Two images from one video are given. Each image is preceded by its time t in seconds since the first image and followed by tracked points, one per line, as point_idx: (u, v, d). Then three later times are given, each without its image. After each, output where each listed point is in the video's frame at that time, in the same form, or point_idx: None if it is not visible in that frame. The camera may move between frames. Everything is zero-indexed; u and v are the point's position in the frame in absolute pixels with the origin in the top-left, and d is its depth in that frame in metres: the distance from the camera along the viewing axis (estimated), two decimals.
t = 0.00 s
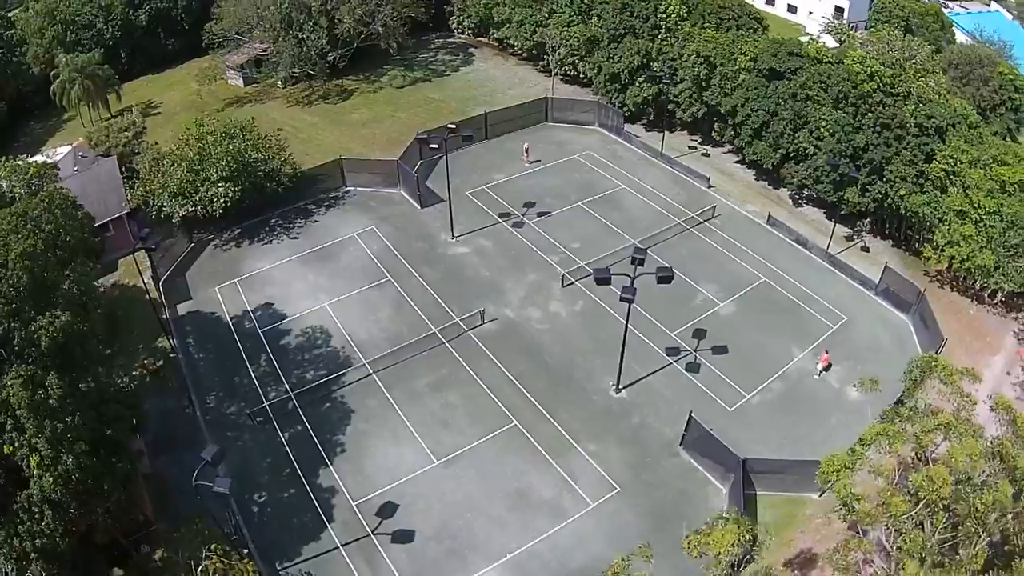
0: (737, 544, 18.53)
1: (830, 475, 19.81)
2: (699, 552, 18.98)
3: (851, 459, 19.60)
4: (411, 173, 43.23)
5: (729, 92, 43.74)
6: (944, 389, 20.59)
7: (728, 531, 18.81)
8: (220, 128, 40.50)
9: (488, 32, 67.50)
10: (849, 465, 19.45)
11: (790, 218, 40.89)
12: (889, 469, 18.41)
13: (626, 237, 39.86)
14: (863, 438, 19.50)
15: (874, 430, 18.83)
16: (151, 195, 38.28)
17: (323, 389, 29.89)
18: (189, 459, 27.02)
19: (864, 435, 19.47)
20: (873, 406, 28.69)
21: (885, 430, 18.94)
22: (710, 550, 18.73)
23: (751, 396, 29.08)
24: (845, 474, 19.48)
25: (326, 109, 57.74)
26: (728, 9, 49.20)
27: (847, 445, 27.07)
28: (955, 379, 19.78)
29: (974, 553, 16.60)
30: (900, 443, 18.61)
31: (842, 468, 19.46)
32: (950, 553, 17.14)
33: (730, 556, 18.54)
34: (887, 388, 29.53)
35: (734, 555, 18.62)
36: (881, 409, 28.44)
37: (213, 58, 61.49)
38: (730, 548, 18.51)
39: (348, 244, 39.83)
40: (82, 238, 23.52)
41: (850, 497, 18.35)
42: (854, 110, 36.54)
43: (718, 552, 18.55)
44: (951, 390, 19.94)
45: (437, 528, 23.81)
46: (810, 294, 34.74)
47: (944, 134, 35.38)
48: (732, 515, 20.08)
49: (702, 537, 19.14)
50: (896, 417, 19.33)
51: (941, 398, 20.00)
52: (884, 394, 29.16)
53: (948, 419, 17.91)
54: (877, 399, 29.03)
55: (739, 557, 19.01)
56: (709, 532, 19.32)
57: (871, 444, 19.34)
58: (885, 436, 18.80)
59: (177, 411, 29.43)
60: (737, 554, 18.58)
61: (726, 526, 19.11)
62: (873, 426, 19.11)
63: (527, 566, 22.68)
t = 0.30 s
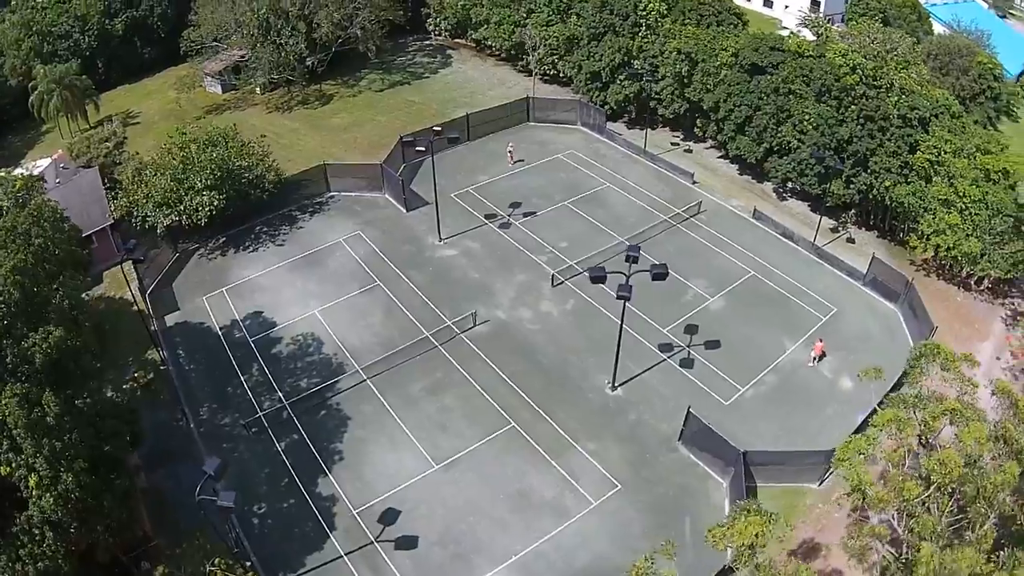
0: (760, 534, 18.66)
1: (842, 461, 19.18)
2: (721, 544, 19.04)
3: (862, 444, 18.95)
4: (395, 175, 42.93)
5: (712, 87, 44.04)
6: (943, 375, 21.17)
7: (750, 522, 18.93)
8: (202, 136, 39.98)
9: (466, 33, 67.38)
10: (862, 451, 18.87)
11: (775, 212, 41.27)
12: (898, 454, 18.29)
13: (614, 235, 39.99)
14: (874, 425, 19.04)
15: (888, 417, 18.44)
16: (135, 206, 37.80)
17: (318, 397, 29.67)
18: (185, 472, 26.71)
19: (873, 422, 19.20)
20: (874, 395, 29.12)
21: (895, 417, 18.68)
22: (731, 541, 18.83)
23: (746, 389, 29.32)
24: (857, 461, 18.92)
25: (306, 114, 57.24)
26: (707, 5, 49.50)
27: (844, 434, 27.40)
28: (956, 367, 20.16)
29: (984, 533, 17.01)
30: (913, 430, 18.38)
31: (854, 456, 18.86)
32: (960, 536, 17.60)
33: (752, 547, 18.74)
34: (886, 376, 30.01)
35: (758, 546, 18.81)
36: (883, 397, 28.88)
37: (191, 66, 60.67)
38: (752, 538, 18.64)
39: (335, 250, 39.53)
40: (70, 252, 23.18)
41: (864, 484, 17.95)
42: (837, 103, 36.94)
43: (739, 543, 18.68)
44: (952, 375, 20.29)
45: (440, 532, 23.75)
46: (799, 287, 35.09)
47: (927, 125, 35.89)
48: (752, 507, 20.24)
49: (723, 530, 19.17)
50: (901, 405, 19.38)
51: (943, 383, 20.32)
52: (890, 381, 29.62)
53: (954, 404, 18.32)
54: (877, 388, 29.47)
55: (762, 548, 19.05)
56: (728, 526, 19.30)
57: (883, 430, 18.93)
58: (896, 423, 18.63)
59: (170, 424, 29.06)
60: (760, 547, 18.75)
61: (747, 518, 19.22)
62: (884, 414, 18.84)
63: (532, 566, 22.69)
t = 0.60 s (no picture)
0: (780, 520, 18.86)
1: (852, 446, 19.62)
2: (743, 531, 19.35)
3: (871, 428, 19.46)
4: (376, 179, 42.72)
5: (689, 82, 44.40)
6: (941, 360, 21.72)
7: (771, 509, 19.11)
8: (181, 144, 39.46)
9: (439, 34, 67.21)
10: (871, 435, 19.33)
11: (756, 204, 41.73)
12: (903, 437, 18.72)
13: (598, 232, 40.16)
14: (880, 410, 19.54)
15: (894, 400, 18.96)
16: (116, 218, 37.17)
17: (311, 405, 29.45)
18: (180, 486, 26.41)
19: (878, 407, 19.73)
20: (864, 381, 29.58)
21: (900, 401, 19.22)
22: (753, 530, 19.02)
23: (738, 380, 29.64)
24: (865, 445, 19.36)
25: (282, 120, 56.70)
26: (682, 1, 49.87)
27: (839, 422, 27.80)
28: (955, 351, 20.69)
29: (990, 509, 17.10)
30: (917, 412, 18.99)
31: (862, 440, 19.34)
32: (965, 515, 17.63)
33: (773, 533, 18.83)
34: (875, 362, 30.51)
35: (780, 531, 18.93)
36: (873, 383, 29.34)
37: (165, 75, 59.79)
38: (774, 523, 18.82)
39: (319, 256, 39.24)
40: (57, 266, 22.83)
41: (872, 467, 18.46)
42: (815, 95, 37.43)
43: (760, 530, 18.85)
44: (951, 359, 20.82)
45: (443, 535, 23.75)
46: (784, 277, 35.53)
47: (907, 113, 36.51)
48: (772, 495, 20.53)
49: (745, 517, 19.47)
50: (901, 389, 20.03)
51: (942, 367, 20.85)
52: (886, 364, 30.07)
53: (954, 387, 18.90)
54: (867, 374, 29.93)
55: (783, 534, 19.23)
56: (748, 513, 19.67)
57: (889, 414, 19.41)
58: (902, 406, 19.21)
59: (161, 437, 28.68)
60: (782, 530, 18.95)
61: (767, 505, 19.42)
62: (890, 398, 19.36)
63: (537, 566, 22.77)
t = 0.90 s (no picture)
0: (799, 505, 18.74)
1: (861, 432, 19.86)
2: (763, 519, 19.13)
3: (882, 415, 19.75)
4: (360, 183, 42.47)
5: (670, 78, 44.76)
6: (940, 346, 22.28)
7: (789, 496, 18.98)
8: (162, 153, 38.98)
9: (416, 37, 67.05)
10: (880, 420, 19.73)
11: (740, 197, 42.12)
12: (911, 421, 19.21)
13: (585, 230, 40.32)
14: (886, 395, 20.04)
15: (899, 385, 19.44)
16: (100, 228, 36.61)
17: (306, 412, 29.28)
18: (178, 498, 26.14)
19: (884, 393, 20.15)
20: (856, 369, 30.01)
21: (905, 386, 19.70)
22: (773, 516, 18.82)
23: (731, 372, 29.93)
24: (874, 430, 19.67)
25: (262, 126, 56.18)
26: None
27: (832, 410, 28.17)
28: (953, 337, 21.29)
29: (994, 486, 17.21)
30: (922, 397, 19.56)
31: (871, 425, 19.64)
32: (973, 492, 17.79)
33: (793, 519, 18.71)
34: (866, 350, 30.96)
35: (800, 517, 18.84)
36: (865, 371, 29.79)
37: (142, 84, 59.01)
38: (793, 510, 18.68)
39: (305, 262, 38.97)
40: (45, 281, 22.79)
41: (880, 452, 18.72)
42: (796, 88, 37.91)
43: (780, 518, 18.66)
44: (951, 344, 21.35)
45: (447, 537, 23.76)
46: (771, 269, 35.91)
47: (888, 104, 37.10)
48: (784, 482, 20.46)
49: (762, 505, 19.35)
50: (903, 374, 20.55)
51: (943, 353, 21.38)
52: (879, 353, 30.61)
53: (957, 371, 19.38)
54: (857, 362, 30.37)
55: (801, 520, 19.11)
56: (766, 501, 19.51)
57: (895, 399, 19.91)
58: (908, 391, 19.66)
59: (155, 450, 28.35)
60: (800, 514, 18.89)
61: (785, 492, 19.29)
62: (895, 384, 19.78)
63: (543, 564, 22.85)
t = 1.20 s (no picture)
0: (819, 490, 18.47)
1: (870, 417, 19.75)
2: (782, 504, 18.76)
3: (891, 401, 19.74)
4: (347, 187, 42.20)
5: (653, 75, 45.05)
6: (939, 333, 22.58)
7: (806, 480, 18.76)
8: (146, 161, 38.53)
9: (395, 39, 66.84)
10: (888, 406, 19.74)
11: (726, 192, 42.49)
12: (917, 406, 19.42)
13: (573, 228, 40.46)
14: (891, 381, 20.21)
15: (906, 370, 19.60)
16: (86, 239, 36.14)
17: (303, 419, 29.14)
18: (178, 510, 25.91)
19: (889, 380, 20.31)
20: (848, 359, 30.44)
21: (910, 372, 19.93)
22: (792, 502, 18.53)
23: (726, 365, 30.21)
24: (885, 415, 19.54)
25: (244, 132, 55.74)
26: None
27: (827, 399, 28.55)
28: (952, 322, 21.59)
29: (999, 468, 17.62)
30: (927, 382, 19.78)
31: (882, 410, 19.54)
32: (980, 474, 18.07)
33: (812, 503, 18.47)
34: (858, 340, 31.39)
35: (817, 501, 18.61)
36: (858, 360, 30.22)
37: (122, 93, 58.32)
38: (812, 494, 18.44)
39: (294, 268, 38.73)
40: (36, 297, 22.64)
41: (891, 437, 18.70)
42: (780, 82, 38.32)
43: (800, 502, 18.38)
44: (951, 330, 21.65)
45: (453, 540, 23.79)
46: (760, 262, 36.28)
47: (872, 96, 37.41)
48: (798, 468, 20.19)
49: (782, 490, 18.98)
50: (906, 361, 20.74)
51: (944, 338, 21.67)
52: (870, 342, 31.11)
53: (959, 355, 19.69)
54: (850, 352, 30.80)
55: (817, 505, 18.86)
56: (785, 487, 19.18)
57: (900, 385, 20.12)
58: (913, 377, 19.87)
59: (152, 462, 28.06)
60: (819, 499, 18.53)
61: (802, 477, 19.06)
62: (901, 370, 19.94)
63: (550, 562, 22.95)
